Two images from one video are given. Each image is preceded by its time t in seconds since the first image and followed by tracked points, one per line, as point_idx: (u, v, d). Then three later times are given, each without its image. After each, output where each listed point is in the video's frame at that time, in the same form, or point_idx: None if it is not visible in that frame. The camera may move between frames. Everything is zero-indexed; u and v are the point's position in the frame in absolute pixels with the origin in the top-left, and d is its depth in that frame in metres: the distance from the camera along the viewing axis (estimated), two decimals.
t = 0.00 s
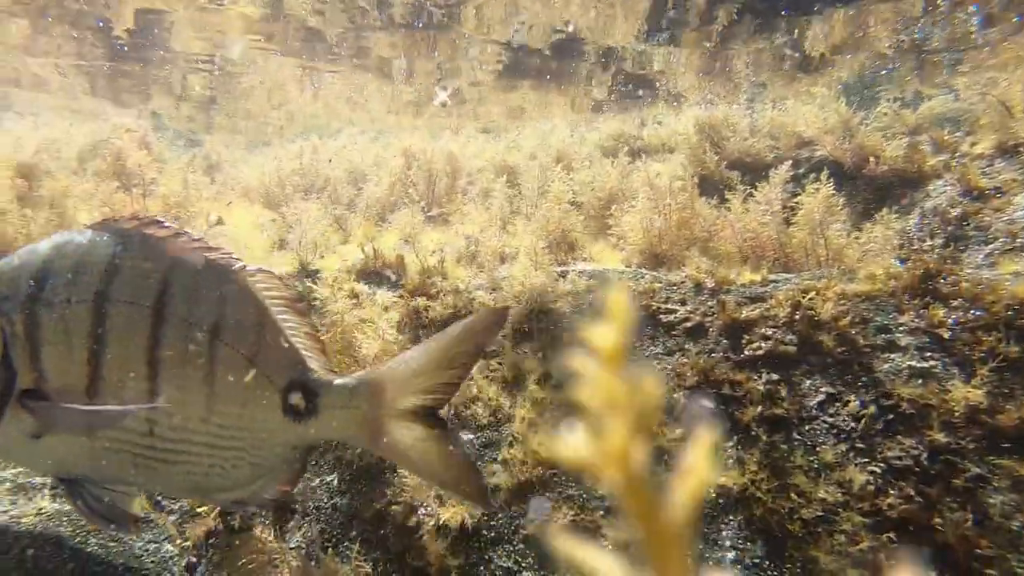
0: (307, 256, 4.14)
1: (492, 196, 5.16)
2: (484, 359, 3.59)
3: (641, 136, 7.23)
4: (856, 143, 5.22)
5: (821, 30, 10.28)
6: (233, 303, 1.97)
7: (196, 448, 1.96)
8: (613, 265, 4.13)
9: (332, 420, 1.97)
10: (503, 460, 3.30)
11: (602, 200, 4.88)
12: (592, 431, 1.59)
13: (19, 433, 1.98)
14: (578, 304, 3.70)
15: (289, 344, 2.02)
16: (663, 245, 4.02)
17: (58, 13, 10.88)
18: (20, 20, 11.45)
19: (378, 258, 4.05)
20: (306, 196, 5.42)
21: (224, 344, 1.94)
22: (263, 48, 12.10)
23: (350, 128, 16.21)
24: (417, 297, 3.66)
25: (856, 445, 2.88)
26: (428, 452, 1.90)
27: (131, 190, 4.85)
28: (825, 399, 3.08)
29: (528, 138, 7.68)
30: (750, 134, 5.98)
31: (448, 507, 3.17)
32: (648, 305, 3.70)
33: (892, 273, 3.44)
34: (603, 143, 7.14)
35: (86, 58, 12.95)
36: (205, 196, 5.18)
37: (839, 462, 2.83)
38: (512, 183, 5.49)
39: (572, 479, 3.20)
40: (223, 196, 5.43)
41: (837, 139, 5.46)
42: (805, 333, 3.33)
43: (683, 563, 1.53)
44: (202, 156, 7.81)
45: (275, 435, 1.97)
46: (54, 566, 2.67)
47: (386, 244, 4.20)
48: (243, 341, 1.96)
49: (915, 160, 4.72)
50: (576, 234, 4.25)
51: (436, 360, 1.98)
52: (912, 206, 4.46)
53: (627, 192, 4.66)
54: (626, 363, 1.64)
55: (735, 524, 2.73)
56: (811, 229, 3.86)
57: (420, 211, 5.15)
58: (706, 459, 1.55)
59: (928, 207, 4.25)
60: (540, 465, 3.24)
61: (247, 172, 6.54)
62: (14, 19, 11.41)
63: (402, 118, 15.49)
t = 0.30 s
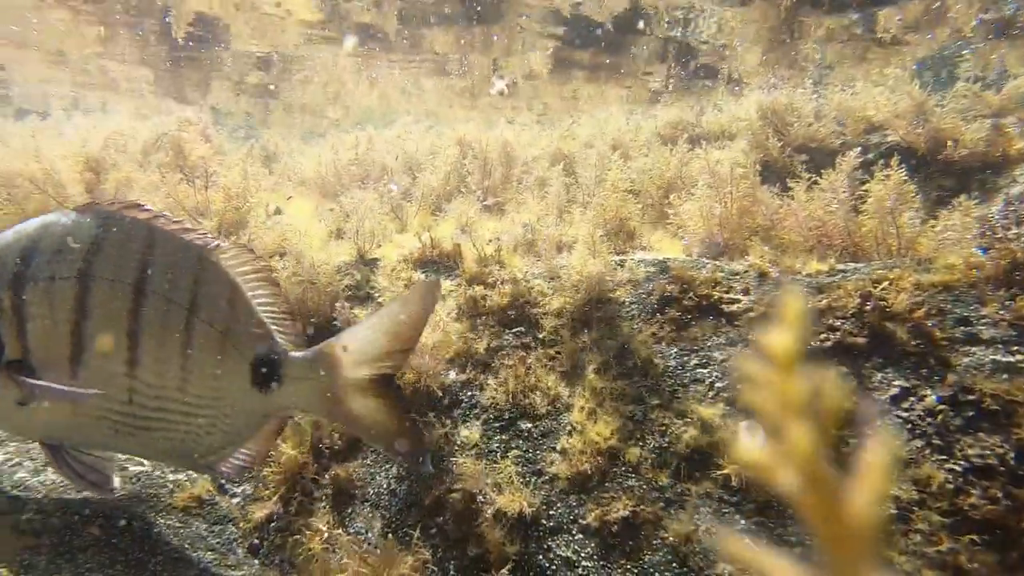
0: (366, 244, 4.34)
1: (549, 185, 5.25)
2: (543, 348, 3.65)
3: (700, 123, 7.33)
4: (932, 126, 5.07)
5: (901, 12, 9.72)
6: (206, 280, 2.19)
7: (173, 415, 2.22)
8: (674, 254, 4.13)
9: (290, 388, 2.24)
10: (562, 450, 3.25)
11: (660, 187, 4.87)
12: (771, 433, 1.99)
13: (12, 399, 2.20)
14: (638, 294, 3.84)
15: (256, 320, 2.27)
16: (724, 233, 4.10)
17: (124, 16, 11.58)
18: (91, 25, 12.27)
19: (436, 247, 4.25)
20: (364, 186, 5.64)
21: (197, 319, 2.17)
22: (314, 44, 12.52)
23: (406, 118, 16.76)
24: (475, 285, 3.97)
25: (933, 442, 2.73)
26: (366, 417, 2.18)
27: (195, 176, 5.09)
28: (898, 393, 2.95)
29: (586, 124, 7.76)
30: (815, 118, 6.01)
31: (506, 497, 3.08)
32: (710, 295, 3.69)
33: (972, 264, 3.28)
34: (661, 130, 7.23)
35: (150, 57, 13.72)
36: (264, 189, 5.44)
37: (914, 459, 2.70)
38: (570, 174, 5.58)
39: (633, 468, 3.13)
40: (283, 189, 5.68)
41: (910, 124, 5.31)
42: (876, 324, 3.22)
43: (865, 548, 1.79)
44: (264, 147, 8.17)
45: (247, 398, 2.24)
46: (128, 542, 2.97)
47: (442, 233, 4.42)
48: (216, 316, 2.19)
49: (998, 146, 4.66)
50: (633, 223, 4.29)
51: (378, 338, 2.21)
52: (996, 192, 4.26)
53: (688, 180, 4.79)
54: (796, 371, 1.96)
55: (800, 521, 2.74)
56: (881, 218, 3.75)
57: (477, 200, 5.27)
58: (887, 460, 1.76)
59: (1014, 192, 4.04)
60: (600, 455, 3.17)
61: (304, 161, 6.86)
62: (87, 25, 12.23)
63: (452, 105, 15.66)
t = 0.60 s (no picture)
0: (399, 239, 4.49)
1: (583, 179, 5.29)
2: (577, 343, 3.65)
3: (735, 117, 7.28)
4: (980, 117, 4.96)
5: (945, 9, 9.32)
6: (163, 261, 2.32)
7: (128, 389, 2.35)
8: (710, 249, 4.11)
9: (233, 364, 2.41)
10: (597, 446, 3.22)
11: (695, 182, 4.85)
12: (878, 451, 2.12)
13: None
14: (674, 290, 3.82)
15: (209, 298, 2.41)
16: (760, 229, 4.06)
17: (161, 16, 12.00)
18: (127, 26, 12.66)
19: (469, 242, 4.37)
20: (397, 182, 5.75)
21: (154, 298, 2.30)
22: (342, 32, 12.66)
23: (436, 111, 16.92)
24: (508, 280, 4.00)
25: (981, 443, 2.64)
26: (301, 393, 2.39)
27: (233, 170, 5.21)
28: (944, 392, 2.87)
29: (620, 117, 7.78)
30: (853, 112, 5.87)
31: (541, 493, 3.05)
32: (747, 290, 3.67)
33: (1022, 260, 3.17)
34: (696, 123, 7.22)
35: (184, 54, 14.08)
36: (298, 185, 5.56)
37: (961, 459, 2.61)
38: (604, 169, 5.62)
39: (668, 465, 3.10)
40: (317, 185, 5.80)
41: (955, 115, 5.22)
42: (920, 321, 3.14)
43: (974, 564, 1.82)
44: (296, 142, 8.32)
45: (198, 371, 2.40)
46: (166, 533, 3.03)
47: (475, 228, 4.56)
48: (171, 297, 2.31)
49: None
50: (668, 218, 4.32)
51: (308, 321, 2.37)
52: None
53: (721, 176, 4.79)
54: (897, 387, 2.15)
55: (839, 520, 2.69)
56: (924, 212, 3.67)
57: (510, 193, 5.33)
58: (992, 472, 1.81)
59: None
60: (635, 451, 3.14)
61: (339, 154, 7.03)
62: (123, 26, 12.63)
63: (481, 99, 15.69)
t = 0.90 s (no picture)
0: (436, 233, 4.53)
1: (620, 173, 5.29)
2: (614, 338, 3.63)
3: (774, 108, 7.19)
4: None
5: None
6: (71, 213, 1.95)
7: (58, 366, 1.99)
8: (751, 244, 4.05)
9: (192, 339, 2.18)
10: (635, 441, 3.18)
11: (734, 175, 4.81)
12: None
13: None
14: (713, 285, 3.78)
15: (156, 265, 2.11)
16: (800, 223, 4.02)
17: (196, 16, 12.26)
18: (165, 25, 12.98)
19: (505, 236, 4.41)
20: (433, 176, 5.80)
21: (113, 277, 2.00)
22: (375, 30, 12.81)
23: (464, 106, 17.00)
24: (546, 274, 4.03)
25: None
26: (260, 374, 2.24)
27: (273, 164, 5.31)
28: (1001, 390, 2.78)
29: (655, 110, 7.73)
30: (900, 103, 5.75)
31: (579, 487, 3.01)
32: (790, 285, 3.61)
33: None
34: (734, 116, 7.16)
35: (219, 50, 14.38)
36: (336, 179, 5.63)
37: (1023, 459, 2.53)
38: (641, 164, 5.62)
39: (709, 461, 3.04)
40: (353, 178, 5.87)
41: (1009, 105, 5.09)
42: (971, 318, 3.07)
43: None
44: (331, 136, 8.42)
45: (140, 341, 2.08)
46: (206, 522, 3.09)
47: (512, 221, 4.61)
48: (129, 276, 2.03)
49: None
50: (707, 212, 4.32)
51: (259, 294, 2.24)
52: None
53: (765, 171, 4.83)
54: None
55: (886, 521, 2.65)
56: (977, 206, 3.58)
57: (546, 188, 5.35)
58: None
59: None
60: (675, 447, 3.10)
61: (374, 149, 7.12)
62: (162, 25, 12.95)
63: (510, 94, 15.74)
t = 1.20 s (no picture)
0: (463, 226, 4.54)
1: (649, 166, 5.25)
2: (642, 333, 3.60)
3: (808, 98, 7.05)
4: None
5: None
6: (26, 195, 2.34)
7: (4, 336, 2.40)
8: (782, 239, 4.00)
9: (134, 320, 2.50)
10: (663, 437, 3.15)
11: (766, 169, 4.75)
12: None
13: None
14: (744, 280, 3.73)
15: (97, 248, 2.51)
16: (833, 219, 3.95)
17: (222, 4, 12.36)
18: (195, 21, 13.21)
19: (533, 230, 4.39)
20: (461, 170, 5.81)
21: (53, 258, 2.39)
22: (401, 23, 12.84)
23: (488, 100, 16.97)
24: (574, 269, 4.01)
25: None
26: (204, 349, 2.38)
27: (302, 159, 5.36)
28: None
29: (685, 102, 7.65)
30: (940, 95, 5.63)
31: (607, 482, 3.00)
32: (822, 281, 3.55)
33: None
34: (765, 108, 7.05)
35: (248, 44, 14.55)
36: (363, 173, 5.67)
37: None
38: (670, 157, 5.57)
39: (737, 459, 3.01)
40: (380, 173, 5.90)
41: None
42: (1011, 316, 2.99)
43: None
44: (358, 129, 8.46)
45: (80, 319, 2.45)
46: (234, 510, 3.16)
47: (540, 214, 4.60)
48: (68, 258, 2.42)
49: None
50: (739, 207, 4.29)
51: (202, 273, 2.35)
52: None
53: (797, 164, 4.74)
54: None
55: (920, 522, 2.61)
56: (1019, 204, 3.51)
57: (573, 182, 5.34)
58: None
59: None
60: (703, 443, 3.07)
61: (401, 142, 7.14)
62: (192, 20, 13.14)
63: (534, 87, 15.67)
